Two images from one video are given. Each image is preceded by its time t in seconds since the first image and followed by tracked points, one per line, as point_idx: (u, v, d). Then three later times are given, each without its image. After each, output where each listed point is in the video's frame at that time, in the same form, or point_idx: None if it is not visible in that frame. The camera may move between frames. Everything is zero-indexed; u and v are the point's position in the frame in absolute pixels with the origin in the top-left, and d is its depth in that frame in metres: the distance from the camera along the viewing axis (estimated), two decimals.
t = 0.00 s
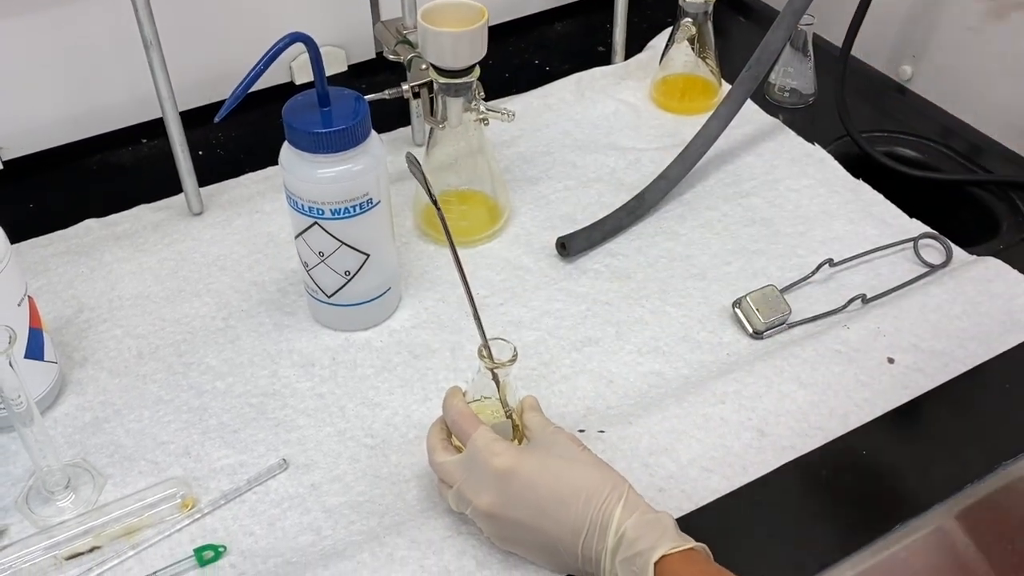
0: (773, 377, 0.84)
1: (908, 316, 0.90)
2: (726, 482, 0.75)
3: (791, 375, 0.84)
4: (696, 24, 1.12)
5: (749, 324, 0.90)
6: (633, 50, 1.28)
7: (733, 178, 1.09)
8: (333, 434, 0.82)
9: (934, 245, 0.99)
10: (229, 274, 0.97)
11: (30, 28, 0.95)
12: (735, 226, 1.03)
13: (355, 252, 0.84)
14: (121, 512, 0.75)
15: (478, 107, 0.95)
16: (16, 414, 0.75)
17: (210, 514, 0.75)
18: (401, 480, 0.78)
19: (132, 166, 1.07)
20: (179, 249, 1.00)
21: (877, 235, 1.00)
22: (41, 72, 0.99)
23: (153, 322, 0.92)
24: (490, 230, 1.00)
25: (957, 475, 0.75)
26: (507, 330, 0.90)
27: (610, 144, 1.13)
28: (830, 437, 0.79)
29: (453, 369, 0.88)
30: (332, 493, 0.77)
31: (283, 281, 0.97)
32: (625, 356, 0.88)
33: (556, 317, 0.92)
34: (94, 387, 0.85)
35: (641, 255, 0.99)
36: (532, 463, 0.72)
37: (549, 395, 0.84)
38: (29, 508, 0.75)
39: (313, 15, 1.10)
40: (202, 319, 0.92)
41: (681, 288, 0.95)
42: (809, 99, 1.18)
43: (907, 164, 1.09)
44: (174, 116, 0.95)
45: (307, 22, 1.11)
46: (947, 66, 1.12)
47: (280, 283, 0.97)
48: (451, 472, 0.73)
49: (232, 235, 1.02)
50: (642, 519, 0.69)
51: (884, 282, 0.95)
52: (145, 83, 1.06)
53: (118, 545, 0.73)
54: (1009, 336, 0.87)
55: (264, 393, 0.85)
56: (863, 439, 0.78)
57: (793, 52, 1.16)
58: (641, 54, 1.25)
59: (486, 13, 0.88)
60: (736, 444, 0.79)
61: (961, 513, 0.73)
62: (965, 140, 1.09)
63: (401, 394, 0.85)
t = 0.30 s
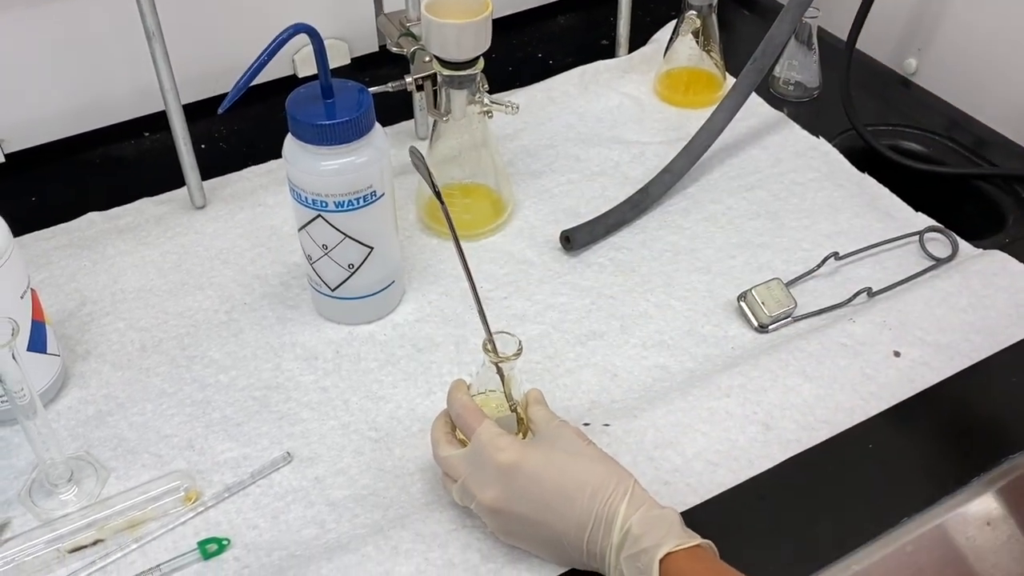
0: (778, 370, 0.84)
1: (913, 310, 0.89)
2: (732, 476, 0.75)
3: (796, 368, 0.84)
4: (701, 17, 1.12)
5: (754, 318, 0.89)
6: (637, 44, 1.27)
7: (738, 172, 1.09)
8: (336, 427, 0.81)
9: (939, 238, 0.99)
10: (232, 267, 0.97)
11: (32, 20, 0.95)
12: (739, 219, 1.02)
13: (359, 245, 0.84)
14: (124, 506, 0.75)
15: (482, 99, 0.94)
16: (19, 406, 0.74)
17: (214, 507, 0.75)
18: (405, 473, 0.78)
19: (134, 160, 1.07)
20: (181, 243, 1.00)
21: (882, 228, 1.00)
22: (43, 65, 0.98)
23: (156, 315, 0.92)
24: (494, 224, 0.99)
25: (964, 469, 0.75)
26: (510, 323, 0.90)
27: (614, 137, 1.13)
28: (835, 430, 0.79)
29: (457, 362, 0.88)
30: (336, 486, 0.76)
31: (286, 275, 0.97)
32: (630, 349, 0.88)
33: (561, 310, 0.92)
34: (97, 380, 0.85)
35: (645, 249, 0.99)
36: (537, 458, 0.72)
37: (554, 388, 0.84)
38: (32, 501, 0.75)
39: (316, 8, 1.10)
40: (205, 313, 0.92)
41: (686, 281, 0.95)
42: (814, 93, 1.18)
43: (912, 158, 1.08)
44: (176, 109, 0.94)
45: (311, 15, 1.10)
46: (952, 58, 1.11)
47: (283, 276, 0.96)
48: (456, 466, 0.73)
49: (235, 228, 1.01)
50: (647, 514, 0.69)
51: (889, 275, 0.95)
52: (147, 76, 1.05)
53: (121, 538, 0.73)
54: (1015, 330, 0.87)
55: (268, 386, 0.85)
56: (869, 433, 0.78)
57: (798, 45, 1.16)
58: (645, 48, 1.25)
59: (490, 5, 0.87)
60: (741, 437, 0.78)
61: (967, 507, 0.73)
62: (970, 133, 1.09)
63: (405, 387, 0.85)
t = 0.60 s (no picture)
0: (783, 366, 0.84)
1: (917, 305, 0.89)
2: (736, 471, 0.75)
3: (801, 364, 0.84)
4: (705, 12, 1.11)
5: (759, 314, 0.89)
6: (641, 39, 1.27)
7: (742, 167, 1.08)
8: (340, 422, 0.81)
9: (943, 234, 0.98)
10: (236, 263, 0.97)
11: (36, 15, 0.95)
12: (743, 215, 1.02)
13: (362, 240, 0.84)
14: (128, 501, 0.75)
15: (486, 94, 0.94)
16: (24, 402, 0.74)
17: (219, 502, 0.75)
18: (409, 468, 0.78)
19: (137, 155, 1.07)
20: (185, 239, 0.99)
21: (886, 224, 1.00)
22: (46, 60, 0.98)
23: (160, 311, 0.92)
24: (497, 219, 0.99)
25: (968, 464, 0.75)
26: (514, 319, 0.90)
27: (617, 133, 1.13)
28: (840, 426, 0.78)
29: (461, 358, 0.88)
30: (340, 481, 0.76)
31: (290, 270, 0.97)
32: (634, 345, 0.87)
33: (565, 306, 0.92)
34: (101, 375, 0.85)
35: (649, 245, 0.99)
36: (541, 453, 0.72)
37: (558, 383, 0.84)
38: (36, 496, 0.75)
39: (320, 4, 1.09)
40: (209, 308, 0.92)
41: (690, 277, 0.95)
42: (818, 88, 1.18)
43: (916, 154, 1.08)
44: (180, 104, 0.94)
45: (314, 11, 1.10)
46: (959, 53, 1.11)
47: (287, 272, 0.96)
48: (459, 461, 0.73)
49: (238, 224, 1.01)
50: (651, 509, 0.69)
51: (893, 271, 0.94)
52: (150, 71, 1.05)
53: (126, 533, 0.73)
54: (1020, 325, 0.87)
55: (272, 381, 0.85)
56: (873, 428, 0.78)
57: (802, 40, 1.15)
58: (649, 43, 1.25)
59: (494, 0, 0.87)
60: (746, 432, 0.78)
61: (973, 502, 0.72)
62: (974, 129, 1.08)
63: (409, 382, 0.85)
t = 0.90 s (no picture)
0: (786, 364, 0.84)
1: (920, 304, 0.90)
2: (740, 469, 0.75)
3: (804, 362, 0.84)
4: (707, 11, 1.12)
5: (762, 312, 0.89)
6: (644, 38, 1.27)
7: (745, 166, 1.08)
8: (345, 420, 0.82)
9: (946, 233, 0.99)
10: (240, 262, 0.97)
11: (39, 14, 0.94)
12: (746, 214, 1.02)
13: (365, 239, 0.84)
14: (133, 499, 0.75)
15: (490, 93, 0.94)
16: (29, 400, 0.74)
17: (224, 500, 0.75)
18: (413, 466, 0.78)
19: (141, 154, 1.07)
20: (189, 238, 1.00)
21: (889, 223, 1.00)
22: (50, 60, 0.98)
23: (164, 309, 0.92)
24: (501, 218, 1.00)
25: (971, 462, 0.75)
26: (518, 318, 0.90)
27: (620, 132, 1.13)
28: (844, 424, 0.79)
29: (465, 357, 0.88)
30: (345, 479, 0.77)
31: (294, 269, 0.97)
32: (637, 343, 0.88)
33: (569, 304, 0.92)
34: (105, 374, 0.85)
35: (652, 243, 0.99)
36: (544, 452, 0.72)
37: (562, 381, 0.84)
38: (41, 494, 0.75)
39: (324, 3, 1.09)
40: (213, 306, 0.92)
41: (693, 276, 0.95)
42: (820, 87, 1.18)
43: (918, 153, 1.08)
44: (184, 103, 0.94)
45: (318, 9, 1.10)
46: (960, 52, 1.11)
47: (291, 271, 0.97)
48: (463, 460, 0.73)
49: (242, 223, 1.02)
50: (655, 509, 0.69)
51: (896, 270, 0.95)
52: (154, 70, 1.05)
53: (131, 531, 0.73)
54: None
55: (277, 379, 0.85)
56: (876, 426, 0.78)
57: (805, 40, 1.15)
58: (651, 43, 1.25)
59: None
60: (750, 431, 0.78)
61: (976, 501, 0.72)
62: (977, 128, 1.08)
63: (412, 381, 0.85)
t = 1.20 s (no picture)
0: (787, 363, 0.84)
1: (921, 303, 0.89)
2: (741, 468, 0.75)
3: (805, 361, 0.84)
4: (708, 10, 1.11)
5: (763, 311, 0.89)
6: (644, 37, 1.27)
7: (745, 165, 1.08)
8: (345, 419, 0.82)
9: (947, 232, 0.98)
10: (240, 261, 0.97)
11: (40, 14, 0.94)
12: (747, 213, 1.02)
13: (366, 238, 0.84)
14: (134, 497, 0.75)
15: (490, 93, 0.94)
16: (29, 399, 0.74)
17: (224, 499, 0.75)
18: (414, 465, 0.78)
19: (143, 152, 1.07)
20: (190, 237, 1.00)
21: (889, 222, 1.00)
22: (51, 59, 0.98)
23: (165, 308, 0.92)
24: (501, 217, 1.00)
25: (971, 462, 0.75)
26: (519, 317, 0.90)
27: (622, 131, 1.13)
28: (845, 423, 0.78)
29: (465, 355, 0.88)
30: (345, 478, 0.77)
31: (294, 268, 0.97)
32: (638, 342, 0.88)
33: (569, 303, 0.92)
34: (106, 373, 0.85)
35: (652, 243, 0.99)
36: (544, 451, 0.72)
37: (562, 380, 0.84)
38: (42, 492, 0.75)
39: (324, 1, 1.09)
40: (214, 305, 0.92)
41: (694, 275, 0.95)
42: (821, 86, 1.18)
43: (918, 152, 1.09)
44: (185, 102, 0.94)
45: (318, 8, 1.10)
46: (960, 50, 1.11)
47: (291, 270, 0.97)
48: (464, 459, 0.73)
49: (242, 222, 1.02)
50: (655, 508, 0.68)
51: (897, 269, 0.94)
52: (155, 69, 1.05)
53: (131, 529, 0.73)
54: None
55: (277, 378, 0.85)
56: (876, 425, 0.78)
57: (805, 39, 1.15)
58: (652, 42, 1.25)
59: None
60: (750, 430, 0.78)
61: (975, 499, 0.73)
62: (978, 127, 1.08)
63: (413, 380, 0.85)
